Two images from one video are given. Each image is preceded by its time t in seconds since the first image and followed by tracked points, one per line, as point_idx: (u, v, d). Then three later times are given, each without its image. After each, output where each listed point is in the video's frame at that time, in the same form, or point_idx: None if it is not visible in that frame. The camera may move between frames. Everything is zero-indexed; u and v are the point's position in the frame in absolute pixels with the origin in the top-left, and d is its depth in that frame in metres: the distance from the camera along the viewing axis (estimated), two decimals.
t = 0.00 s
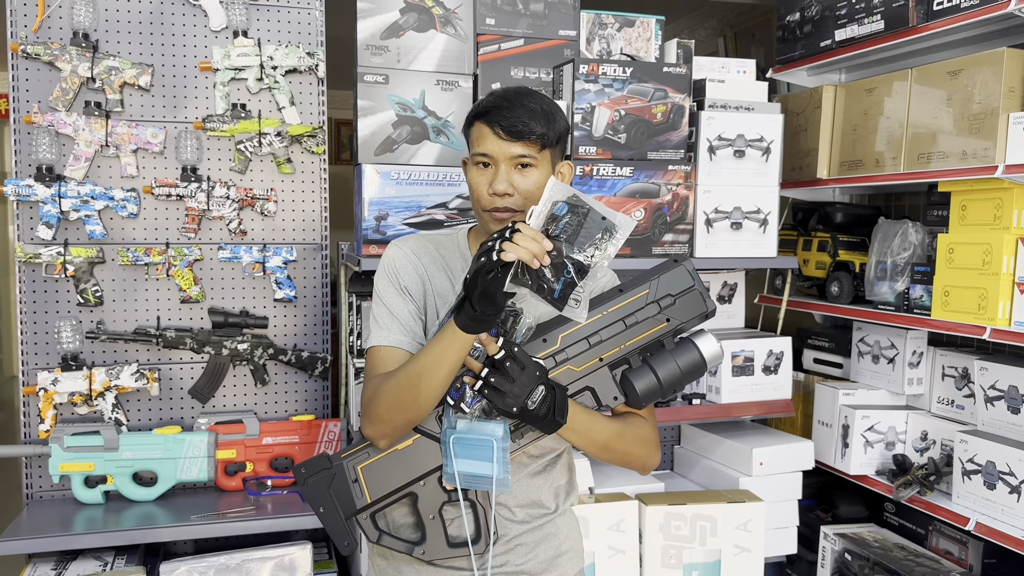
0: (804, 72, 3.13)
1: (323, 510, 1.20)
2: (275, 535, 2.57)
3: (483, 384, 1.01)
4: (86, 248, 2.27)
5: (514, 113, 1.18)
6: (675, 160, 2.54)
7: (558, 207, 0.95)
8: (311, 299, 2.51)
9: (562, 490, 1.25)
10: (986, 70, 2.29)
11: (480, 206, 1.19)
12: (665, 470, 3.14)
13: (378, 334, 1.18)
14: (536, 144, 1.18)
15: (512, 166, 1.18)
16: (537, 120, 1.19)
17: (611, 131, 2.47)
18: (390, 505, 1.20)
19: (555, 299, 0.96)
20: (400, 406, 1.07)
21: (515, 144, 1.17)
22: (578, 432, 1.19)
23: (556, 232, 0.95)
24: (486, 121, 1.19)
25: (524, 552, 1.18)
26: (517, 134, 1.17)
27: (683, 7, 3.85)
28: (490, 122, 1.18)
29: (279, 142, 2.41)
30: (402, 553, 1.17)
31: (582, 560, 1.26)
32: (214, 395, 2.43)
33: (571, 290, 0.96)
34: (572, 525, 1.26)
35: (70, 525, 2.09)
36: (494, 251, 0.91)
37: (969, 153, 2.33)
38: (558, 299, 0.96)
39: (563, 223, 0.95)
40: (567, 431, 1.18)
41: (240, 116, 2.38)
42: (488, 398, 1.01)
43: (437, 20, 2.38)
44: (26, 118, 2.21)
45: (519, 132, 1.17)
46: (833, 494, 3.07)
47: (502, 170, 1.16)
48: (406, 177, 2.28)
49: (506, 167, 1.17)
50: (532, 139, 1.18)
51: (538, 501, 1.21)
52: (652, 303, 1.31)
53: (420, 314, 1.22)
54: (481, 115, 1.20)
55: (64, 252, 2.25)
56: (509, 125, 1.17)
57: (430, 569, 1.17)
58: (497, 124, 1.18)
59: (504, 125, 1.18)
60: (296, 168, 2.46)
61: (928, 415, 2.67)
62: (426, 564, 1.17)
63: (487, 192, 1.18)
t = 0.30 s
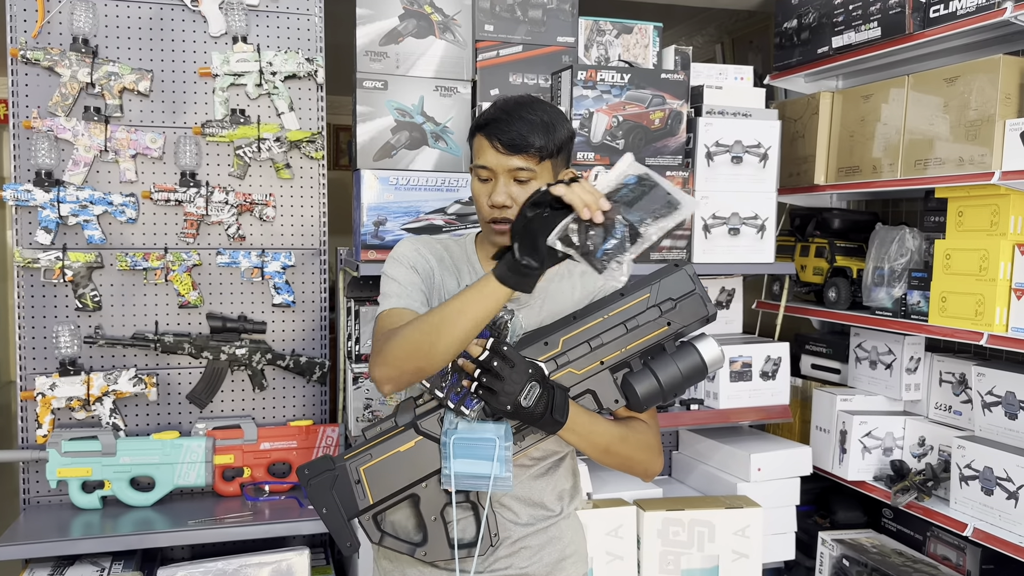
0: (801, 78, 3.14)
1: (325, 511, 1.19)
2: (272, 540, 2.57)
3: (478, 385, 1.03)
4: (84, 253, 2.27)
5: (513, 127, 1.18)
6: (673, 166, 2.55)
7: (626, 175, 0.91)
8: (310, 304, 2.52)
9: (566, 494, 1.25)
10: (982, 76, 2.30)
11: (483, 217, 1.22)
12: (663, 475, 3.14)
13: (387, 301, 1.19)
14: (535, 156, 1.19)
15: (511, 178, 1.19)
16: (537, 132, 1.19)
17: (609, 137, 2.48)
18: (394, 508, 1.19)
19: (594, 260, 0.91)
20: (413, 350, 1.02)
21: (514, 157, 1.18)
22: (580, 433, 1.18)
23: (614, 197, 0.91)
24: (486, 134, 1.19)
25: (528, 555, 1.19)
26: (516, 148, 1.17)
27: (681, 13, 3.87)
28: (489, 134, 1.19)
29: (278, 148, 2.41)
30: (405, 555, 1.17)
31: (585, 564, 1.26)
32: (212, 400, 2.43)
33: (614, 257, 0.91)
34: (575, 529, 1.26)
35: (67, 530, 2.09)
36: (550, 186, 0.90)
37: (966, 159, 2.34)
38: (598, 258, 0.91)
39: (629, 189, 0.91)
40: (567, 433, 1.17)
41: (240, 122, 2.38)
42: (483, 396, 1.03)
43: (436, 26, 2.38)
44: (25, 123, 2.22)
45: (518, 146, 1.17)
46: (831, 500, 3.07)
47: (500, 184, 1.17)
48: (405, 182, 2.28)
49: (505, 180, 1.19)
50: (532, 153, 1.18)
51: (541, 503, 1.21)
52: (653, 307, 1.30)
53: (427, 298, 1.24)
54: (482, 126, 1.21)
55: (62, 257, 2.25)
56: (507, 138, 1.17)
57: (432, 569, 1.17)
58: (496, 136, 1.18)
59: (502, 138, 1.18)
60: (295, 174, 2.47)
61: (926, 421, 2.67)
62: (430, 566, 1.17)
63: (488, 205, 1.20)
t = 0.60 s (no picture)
0: (797, 86, 3.15)
1: (322, 514, 1.21)
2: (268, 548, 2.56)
3: (476, 389, 1.01)
4: (80, 260, 2.27)
5: (514, 128, 1.21)
6: (669, 173, 2.56)
7: (750, 332, 0.81)
8: (306, 311, 2.52)
9: (563, 499, 1.26)
10: (977, 84, 2.31)
11: (483, 218, 1.22)
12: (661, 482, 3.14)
13: (398, 268, 1.19)
14: (536, 158, 1.21)
15: (512, 179, 1.20)
16: (537, 134, 1.22)
17: (606, 145, 2.48)
18: (389, 511, 1.19)
19: (659, 389, 0.78)
20: (459, 337, 0.94)
21: (515, 157, 1.20)
22: (578, 440, 1.18)
23: (720, 349, 0.80)
24: (487, 136, 1.21)
25: (525, 561, 1.18)
26: (517, 149, 1.19)
27: (678, 21, 3.88)
28: (491, 136, 1.21)
29: (275, 155, 2.41)
30: (400, 559, 1.16)
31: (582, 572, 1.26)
32: (208, 407, 2.42)
33: (682, 400, 0.78)
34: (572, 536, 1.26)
35: (62, 538, 2.08)
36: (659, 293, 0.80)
37: (961, 166, 2.35)
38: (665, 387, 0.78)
39: (745, 341, 0.80)
40: (563, 439, 1.17)
41: (236, 129, 2.39)
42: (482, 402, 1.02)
43: (433, 34, 2.39)
44: (22, 130, 2.22)
45: (519, 146, 1.20)
46: (828, 507, 3.07)
47: (503, 184, 1.18)
48: (402, 190, 2.28)
49: (506, 181, 1.20)
50: (532, 153, 1.20)
51: (538, 509, 1.21)
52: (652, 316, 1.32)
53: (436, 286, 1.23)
54: (482, 130, 1.23)
55: (59, 264, 2.25)
56: (509, 140, 1.19)
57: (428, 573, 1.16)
58: (498, 138, 1.20)
59: (504, 139, 1.20)
60: (292, 181, 2.47)
61: (922, 428, 2.67)
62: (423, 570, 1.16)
63: (489, 206, 1.21)
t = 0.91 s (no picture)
0: (792, 93, 3.17)
1: (324, 524, 1.22)
2: (264, 556, 2.55)
3: (482, 399, 1.01)
4: (76, 268, 2.27)
5: (518, 136, 1.20)
6: (665, 180, 2.56)
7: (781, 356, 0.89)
8: (302, 318, 2.51)
9: (563, 506, 1.24)
10: (970, 91, 2.32)
11: (485, 225, 1.23)
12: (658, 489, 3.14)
13: (399, 277, 1.19)
14: (539, 166, 1.21)
15: (516, 188, 1.21)
16: (541, 143, 1.21)
17: (602, 152, 2.49)
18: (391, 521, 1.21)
19: (694, 406, 0.86)
20: (479, 352, 0.94)
21: (519, 166, 1.20)
22: (580, 446, 1.18)
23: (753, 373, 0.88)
24: (491, 143, 1.21)
25: (526, 570, 1.16)
26: (520, 157, 1.19)
27: (673, 28, 3.90)
28: (495, 143, 1.20)
29: (271, 162, 2.42)
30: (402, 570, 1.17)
31: None
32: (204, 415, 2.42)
33: (713, 416, 0.87)
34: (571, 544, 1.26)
35: (57, 546, 2.07)
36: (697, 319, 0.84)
37: (955, 172, 2.36)
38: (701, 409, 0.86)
39: (774, 369, 0.88)
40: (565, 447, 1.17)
41: (233, 137, 2.39)
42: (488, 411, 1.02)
43: (429, 41, 2.40)
44: (18, 138, 2.22)
45: (523, 155, 1.19)
46: (825, 513, 3.07)
47: (506, 192, 1.18)
48: (399, 197, 2.29)
49: (509, 189, 1.20)
50: (536, 162, 1.20)
51: (538, 516, 1.21)
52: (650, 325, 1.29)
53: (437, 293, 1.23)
54: (485, 137, 1.22)
55: (55, 271, 2.25)
56: (513, 148, 1.19)
57: None
58: (502, 145, 1.20)
59: (508, 147, 1.19)
60: (288, 188, 2.47)
61: (918, 433, 2.68)
62: None
63: (492, 214, 1.21)
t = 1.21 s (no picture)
0: (788, 99, 3.18)
1: (326, 532, 1.15)
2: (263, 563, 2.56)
3: (487, 405, 1.01)
4: (75, 275, 2.28)
5: (527, 141, 1.21)
6: (661, 185, 2.57)
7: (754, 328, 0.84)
8: (300, 324, 2.52)
9: (563, 512, 1.26)
10: (965, 96, 2.33)
11: (489, 230, 1.22)
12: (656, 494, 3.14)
13: (398, 290, 1.19)
14: (547, 173, 1.21)
15: (523, 194, 1.21)
16: (549, 149, 1.22)
17: (598, 158, 2.50)
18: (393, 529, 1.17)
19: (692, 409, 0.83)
20: (466, 379, 0.94)
21: (527, 172, 1.20)
22: (581, 452, 1.18)
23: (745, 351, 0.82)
24: (499, 149, 1.21)
25: None
26: (528, 163, 1.19)
27: (670, 34, 3.92)
28: (503, 148, 1.20)
29: (270, 169, 2.42)
30: None
31: None
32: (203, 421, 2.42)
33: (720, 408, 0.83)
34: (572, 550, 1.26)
35: (56, 553, 2.07)
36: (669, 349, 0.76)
37: (951, 178, 2.37)
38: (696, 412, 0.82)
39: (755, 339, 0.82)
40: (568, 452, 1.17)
41: (231, 144, 2.40)
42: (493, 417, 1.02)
43: (427, 49, 2.41)
44: (17, 146, 2.23)
45: (532, 161, 1.20)
46: (823, 517, 3.08)
47: (514, 198, 1.18)
48: (396, 203, 2.29)
49: (517, 195, 1.20)
50: (544, 168, 1.21)
51: (541, 522, 1.22)
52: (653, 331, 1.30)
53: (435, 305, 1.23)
54: (494, 142, 1.22)
55: (54, 278, 2.25)
56: (522, 154, 1.19)
57: None
58: (512, 151, 1.20)
59: (517, 152, 1.20)
60: (286, 195, 2.48)
61: (915, 437, 2.69)
62: None
63: (498, 219, 1.21)
